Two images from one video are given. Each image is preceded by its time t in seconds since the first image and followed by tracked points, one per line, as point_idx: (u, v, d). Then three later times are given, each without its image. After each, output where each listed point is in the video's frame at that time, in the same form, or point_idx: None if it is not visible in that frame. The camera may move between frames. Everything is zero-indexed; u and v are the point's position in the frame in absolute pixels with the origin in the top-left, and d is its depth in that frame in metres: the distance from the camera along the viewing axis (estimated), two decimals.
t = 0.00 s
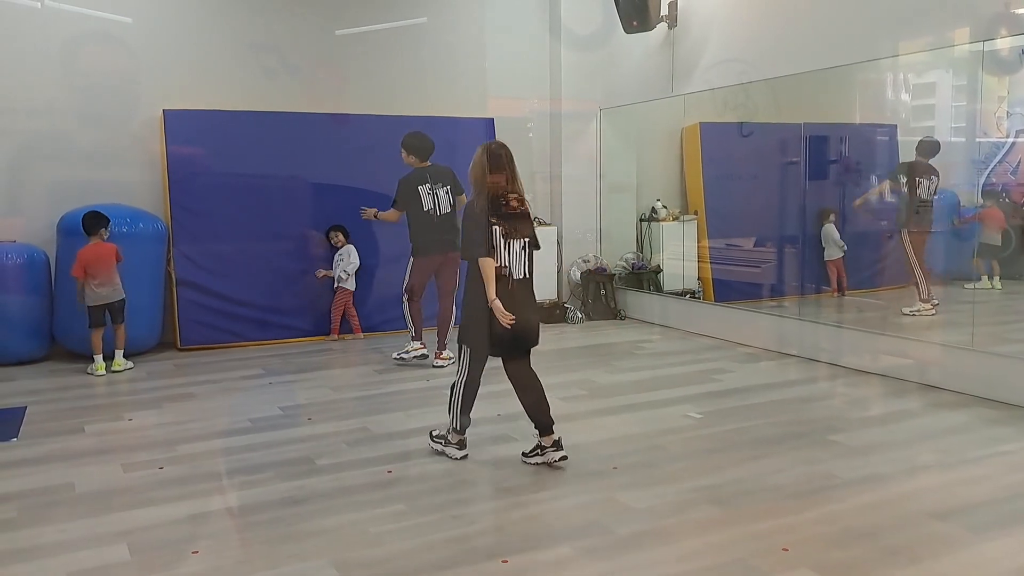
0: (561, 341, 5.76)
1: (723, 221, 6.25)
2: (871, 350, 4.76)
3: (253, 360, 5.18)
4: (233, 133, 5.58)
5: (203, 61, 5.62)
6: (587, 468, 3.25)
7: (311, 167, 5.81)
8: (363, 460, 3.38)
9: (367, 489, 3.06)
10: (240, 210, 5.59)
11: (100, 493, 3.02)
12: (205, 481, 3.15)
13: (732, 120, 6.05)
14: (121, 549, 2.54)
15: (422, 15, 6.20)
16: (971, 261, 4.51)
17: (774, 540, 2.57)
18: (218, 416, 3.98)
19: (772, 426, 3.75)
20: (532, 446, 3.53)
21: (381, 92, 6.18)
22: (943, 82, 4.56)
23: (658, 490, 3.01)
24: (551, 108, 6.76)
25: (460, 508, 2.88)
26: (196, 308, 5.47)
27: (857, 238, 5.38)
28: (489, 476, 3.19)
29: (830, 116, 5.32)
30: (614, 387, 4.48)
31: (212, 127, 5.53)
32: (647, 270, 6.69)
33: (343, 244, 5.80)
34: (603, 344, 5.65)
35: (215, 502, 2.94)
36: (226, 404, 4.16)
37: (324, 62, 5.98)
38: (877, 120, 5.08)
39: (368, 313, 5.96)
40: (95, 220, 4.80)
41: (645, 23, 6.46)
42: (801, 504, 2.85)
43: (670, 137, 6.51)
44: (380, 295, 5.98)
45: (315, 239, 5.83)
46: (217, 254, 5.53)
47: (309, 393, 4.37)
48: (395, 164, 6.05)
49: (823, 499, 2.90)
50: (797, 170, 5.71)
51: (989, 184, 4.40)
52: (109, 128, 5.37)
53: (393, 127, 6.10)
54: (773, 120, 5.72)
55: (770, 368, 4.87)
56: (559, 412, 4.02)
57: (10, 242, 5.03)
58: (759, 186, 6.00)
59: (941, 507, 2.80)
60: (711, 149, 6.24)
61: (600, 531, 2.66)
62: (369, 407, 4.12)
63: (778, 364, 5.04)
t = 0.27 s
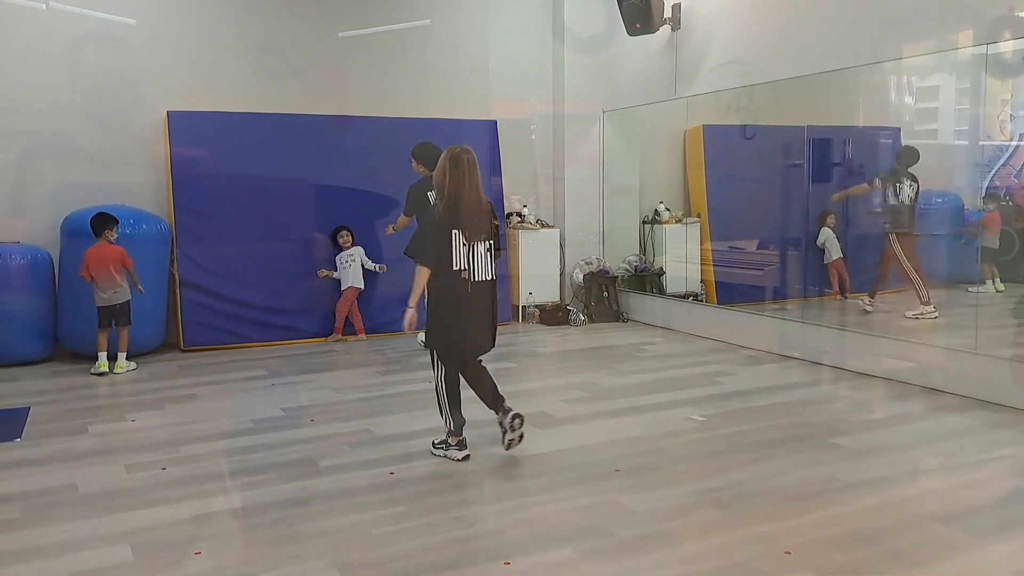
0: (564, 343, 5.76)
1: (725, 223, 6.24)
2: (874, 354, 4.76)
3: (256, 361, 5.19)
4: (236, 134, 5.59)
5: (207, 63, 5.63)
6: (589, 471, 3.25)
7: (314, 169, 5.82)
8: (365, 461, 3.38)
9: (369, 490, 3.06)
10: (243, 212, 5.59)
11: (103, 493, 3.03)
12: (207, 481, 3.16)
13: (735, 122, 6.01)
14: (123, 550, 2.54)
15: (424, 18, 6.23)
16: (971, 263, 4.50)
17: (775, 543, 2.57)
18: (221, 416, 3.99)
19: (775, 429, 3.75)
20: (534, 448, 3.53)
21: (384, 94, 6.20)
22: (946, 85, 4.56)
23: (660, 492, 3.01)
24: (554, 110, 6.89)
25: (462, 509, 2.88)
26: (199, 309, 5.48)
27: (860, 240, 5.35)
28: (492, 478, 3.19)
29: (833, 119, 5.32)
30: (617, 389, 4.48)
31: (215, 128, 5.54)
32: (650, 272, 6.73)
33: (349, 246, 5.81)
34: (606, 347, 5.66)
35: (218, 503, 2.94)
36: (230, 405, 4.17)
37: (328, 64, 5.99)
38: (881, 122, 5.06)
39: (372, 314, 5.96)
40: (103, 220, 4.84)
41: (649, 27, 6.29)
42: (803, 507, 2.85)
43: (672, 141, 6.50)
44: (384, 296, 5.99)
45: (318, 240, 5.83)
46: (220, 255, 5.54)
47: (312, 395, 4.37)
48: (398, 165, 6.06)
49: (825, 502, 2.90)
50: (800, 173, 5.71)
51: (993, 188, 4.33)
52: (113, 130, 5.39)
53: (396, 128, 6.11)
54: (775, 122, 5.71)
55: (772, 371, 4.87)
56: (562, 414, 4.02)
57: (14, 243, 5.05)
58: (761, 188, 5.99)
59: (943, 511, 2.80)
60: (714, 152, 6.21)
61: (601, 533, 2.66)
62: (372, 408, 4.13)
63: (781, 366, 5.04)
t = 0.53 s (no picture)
0: (567, 347, 5.76)
1: (729, 227, 6.23)
2: (878, 358, 4.74)
3: (259, 364, 5.19)
4: (240, 137, 5.60)
5: (211, 66, 5.65)
6: (592, 474, 3.24)
7: (318, 172, 5.83)
8: (368, 464, 3.38)
9: (372, 493, 3.06)
10: (247, 215, 5.60)
11: (106, 495, 3.03)
12: (210, 484, 3.16)
13: (738, 125, 5.99)
14: (126, 552, 2.54)
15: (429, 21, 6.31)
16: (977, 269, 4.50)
17: (779, 548, 2.55)
18: (225, 419, 3.99)
19: (779, 433, 3.74)
20: (537, 452, 3.52)
21: (387, 97, 6.22)
22: (949, 88, 4.56)
23: (663, 496, 3.01)
24: (558, 113, 6.99)
25: (465, 513, 2.88)
26: (203, 311, 5.49)
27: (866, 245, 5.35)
28: (495, 481, 3.19)
29: (837, 123, 5.30)
30: (620, 393, 4.48)
31: (220, 131, 5.55)
32: (654, 276, 6.74)
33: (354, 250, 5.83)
34: (609, 350, 5.65)
35: (221, 505, 2.94)
36: (233, 408, 4.18)
37: (331, 67, 6.01)
38: (884, 127, 5.07)
39: (375, 316, 5.97)
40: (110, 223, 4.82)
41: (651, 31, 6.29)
42: (806, 511, 2.84)
43: (674, 145, 6.51)
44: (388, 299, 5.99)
45: (322, 243, 5.83)
46: (224, 258, 5.55)
47: (315, 397, 4.37)
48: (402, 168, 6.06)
49: (829, 506, 2.89)
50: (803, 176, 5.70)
51: (999, 192, 4.32)
52: (117, 133, 5.40)
53: (400, 132, 6.11)
54: (779, 126, 5.70)
55: (776, 375, 4.86)
56: (565, 417, 4.02)
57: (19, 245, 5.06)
58: (764, 192, 5.97)
59: (948, 515, 2.78)
60: (720, 156, 6.21)
61: (604, 537, 2.65)
62: (374, 411, 4.12)
63: (784, 370, 5.03)
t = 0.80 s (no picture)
0: (569, 350, 5.76)
1: (732, 231, 6.24)
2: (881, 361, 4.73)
3: (262, 367, 5.19)
4: (245, 140, 5.61)
5: (215, 69, 5.66)
6: (595, 478, 3.23)
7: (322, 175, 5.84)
8: (371, 467, 3.37)
9: (374, 496, 3.06)
10: (252, 218, 5.61)
11: (109, 497, 3.03)
12: (213, 486, 3.16)
13: (742, 129, 6.00)
14: (128, 554, 2.54)
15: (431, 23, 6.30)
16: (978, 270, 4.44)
17: (782, 552, 2.55)
18: (228, 421, 3.99)
19: (781, 437, 3.73)
20: (540, 455, 3.52)
21: (391, 100, 6.22)
22: (953, 92, 4.55)
23: (666, 500, 3.00)
24: (561, 116, 6.99)
25: (467, 516, 2.87)
26: (208, 315, 5.50)
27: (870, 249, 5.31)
28: (497, 484, 3.18)
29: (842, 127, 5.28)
30: (623, 396, 4.47)
31: (225, 134, 5.56)
32: (657, 279, 6.72)
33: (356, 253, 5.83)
34: (612, 354, 5.65)
35: (223, 508, 2.94)
36: (236, 410, 4.18)
37: (335, 70, 6.02)
38: (888, 130, 4.98)
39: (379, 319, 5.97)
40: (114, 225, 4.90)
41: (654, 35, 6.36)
42: (809, 515, 2.83)
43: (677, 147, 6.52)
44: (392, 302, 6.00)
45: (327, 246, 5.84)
46: (229, 261, 5.55)
47: (318, 400, 4.37)
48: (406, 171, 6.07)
49: (832, 510, 2.88)
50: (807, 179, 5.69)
51: (1003, 196, 4.30)
52: (121, 135, 5.42)
53: (404, 134, 6.13)
54: (783, 129, 5.70)
55: (779, 378, 4.85)
56: (568, 421, 4.01)
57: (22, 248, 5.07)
58: (768, 195, 5.98)
59: (952, 520, 2.77)
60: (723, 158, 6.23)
61: (607, 541, 2.64)
62: (377, 414, 4.12)
63: (788, 374, 5.02)
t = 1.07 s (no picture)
0: (572, 353, 5.75)
1: (735, 235, 6.27)
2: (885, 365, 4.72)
3: (264, 370, 5.19)
4: (249, 144, 5.63)
5: (218, 72, 5.67)
6: (597, 481, 3.23)
7: (326, 178, 5.85)
8: (373, 470, 3.37)
9: (376, 499, 3.06)
10: (255, 221, 5.62)
11: (112, 500, 3.03)
12: (215, 489, 3.15)
13: (748, 131, 6.02)
14: (132, 557, 2.54)
15: (435, 27, 6.26)
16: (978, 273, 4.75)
17: (785, 556, 2.54)
18: (230, 424, 3.99)
19: (784, 441, 3.72)
20: (542, 458, 3.51)
21: (393, 102, 6.23)
22: (957, 95, 4.67)
23: (669, 504, 2.99)
24: (563, 121, 6.83)
25: (470, 519, 2.87)
26: (211, 318, 5.50)
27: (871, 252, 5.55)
28: (499, 488, 3.17)
29: (849, 130, 5.29)
30: (625, 400, 4.46)
31: (229, 137, 5.58)
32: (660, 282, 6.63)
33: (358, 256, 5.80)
34: (615, 357, 5.64)
35: (226, 511, 2.94)
36: (238, 414, 4.18)
37: (337, 73, 6.03)
38: (894, 133, 5.22)
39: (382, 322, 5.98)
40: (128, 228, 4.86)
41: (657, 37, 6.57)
42: (812, 519, 2.82)
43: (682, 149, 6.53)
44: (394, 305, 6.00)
45: (330, 249, 5.85)
46: (232, 264, 5.56)
47: (320, 403, 4.37)
48: (409, 174, 6.09)
49: (835, 514, 2.87)
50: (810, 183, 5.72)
51: (1006, 199, 4.49)
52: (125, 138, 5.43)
53: (407, 137, 6.15)
54: (787, 132, 5.72)
55: (782, 382, 4.84)
56: (570, 424, 4.01)
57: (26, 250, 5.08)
58: (773, 197, 6.04)
59: (956, 524, 2.76)
60: (725, 163, 6.27)
61: (609, 545, 2.64)
62: (379, 417, 4.12)
63: (791, 378, 5.01)
